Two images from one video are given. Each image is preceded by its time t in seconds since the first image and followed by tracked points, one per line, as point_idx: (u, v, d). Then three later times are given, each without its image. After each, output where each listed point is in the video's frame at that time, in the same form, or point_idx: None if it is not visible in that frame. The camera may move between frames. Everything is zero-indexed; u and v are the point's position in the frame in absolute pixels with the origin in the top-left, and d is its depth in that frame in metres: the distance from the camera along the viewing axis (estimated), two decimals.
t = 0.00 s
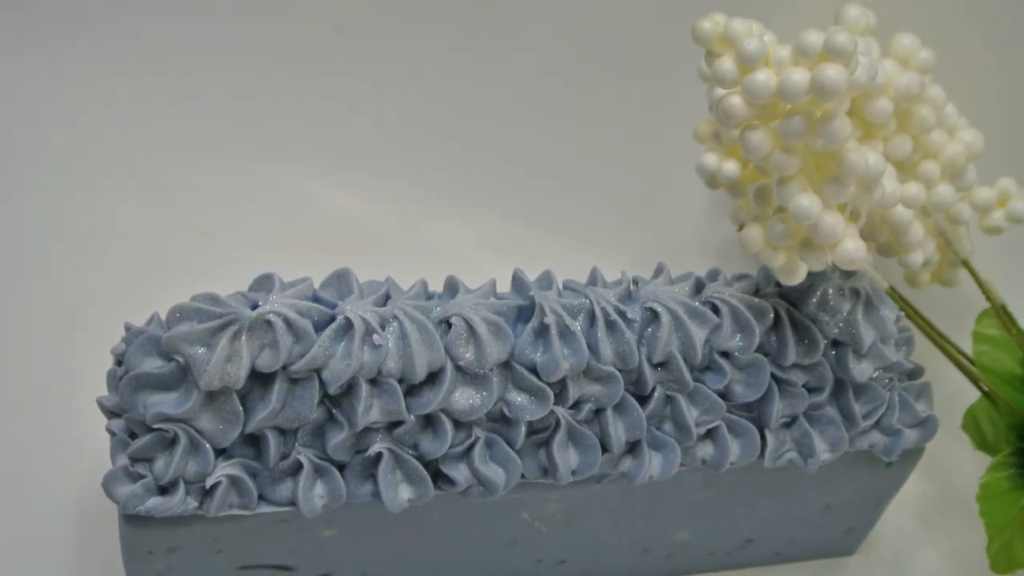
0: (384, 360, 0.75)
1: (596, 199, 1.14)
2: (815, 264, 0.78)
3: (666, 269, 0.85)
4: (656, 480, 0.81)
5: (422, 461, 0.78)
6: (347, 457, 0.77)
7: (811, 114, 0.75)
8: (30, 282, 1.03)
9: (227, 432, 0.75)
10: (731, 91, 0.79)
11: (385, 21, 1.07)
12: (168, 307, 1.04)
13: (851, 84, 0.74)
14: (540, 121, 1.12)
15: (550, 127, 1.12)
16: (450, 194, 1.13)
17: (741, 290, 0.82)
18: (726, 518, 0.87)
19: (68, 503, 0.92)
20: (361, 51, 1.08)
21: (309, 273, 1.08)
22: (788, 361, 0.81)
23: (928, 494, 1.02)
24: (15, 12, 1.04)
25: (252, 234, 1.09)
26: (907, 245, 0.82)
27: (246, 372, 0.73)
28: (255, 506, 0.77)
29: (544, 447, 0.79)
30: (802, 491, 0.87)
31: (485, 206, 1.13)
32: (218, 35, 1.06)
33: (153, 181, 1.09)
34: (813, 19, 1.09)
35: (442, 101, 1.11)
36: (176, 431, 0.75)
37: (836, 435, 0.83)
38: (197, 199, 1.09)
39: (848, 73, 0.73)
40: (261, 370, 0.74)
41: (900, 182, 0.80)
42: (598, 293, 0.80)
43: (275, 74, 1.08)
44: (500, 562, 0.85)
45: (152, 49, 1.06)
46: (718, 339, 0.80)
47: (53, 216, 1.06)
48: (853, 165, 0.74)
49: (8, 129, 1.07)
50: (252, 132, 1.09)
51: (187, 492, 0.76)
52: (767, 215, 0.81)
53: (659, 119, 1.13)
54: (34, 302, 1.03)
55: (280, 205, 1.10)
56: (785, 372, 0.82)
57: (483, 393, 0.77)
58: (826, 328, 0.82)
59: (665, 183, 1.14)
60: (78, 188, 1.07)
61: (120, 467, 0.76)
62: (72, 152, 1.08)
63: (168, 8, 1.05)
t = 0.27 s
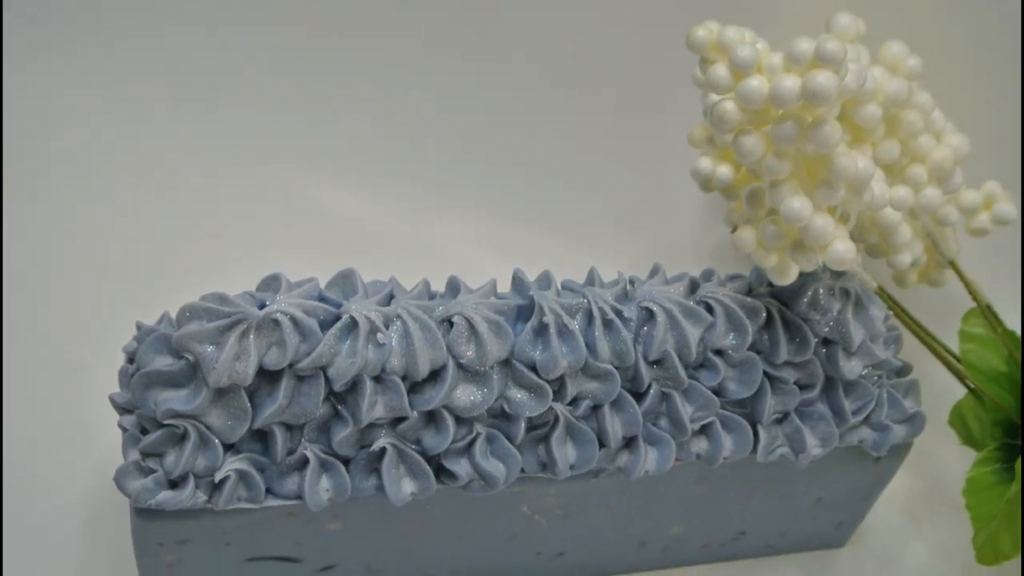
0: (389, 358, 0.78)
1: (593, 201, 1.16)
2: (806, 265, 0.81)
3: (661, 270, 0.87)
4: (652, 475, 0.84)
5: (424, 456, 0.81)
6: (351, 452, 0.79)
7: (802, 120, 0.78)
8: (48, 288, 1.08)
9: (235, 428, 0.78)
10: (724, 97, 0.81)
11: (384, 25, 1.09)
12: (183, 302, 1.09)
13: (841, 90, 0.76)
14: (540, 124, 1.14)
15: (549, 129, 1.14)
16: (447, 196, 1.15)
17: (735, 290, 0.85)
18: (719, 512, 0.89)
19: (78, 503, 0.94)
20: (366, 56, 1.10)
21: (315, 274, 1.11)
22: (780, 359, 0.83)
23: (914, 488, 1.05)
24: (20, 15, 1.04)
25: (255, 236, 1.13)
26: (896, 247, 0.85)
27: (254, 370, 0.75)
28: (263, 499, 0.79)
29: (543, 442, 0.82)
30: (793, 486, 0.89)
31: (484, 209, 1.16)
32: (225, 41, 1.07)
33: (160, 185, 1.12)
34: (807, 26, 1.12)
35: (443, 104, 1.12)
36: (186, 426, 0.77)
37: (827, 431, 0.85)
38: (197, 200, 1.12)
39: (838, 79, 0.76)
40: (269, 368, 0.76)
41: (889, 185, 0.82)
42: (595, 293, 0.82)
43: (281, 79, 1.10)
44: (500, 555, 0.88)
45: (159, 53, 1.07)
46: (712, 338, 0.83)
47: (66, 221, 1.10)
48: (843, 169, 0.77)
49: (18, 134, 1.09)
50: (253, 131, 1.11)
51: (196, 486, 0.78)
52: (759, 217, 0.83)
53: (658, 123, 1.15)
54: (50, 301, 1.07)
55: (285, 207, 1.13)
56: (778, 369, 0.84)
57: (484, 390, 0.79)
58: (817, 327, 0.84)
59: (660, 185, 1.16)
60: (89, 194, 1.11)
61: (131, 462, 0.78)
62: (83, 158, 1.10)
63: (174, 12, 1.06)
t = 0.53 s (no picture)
0: (392, 355, 0.80)
1: (591, 202, 1.17)
2: (797, 265, 0.83)
3: (656, 271, 0.90)
4: (648, 469, 0.86)
5: (427, 451, 0.83)
6: (356, 447, 0.82)
7: (793, 125, 0.80)
8: (57, 293, 1.05)
9: (244, 423, 0.80)
10: (718, 103, 0.84)
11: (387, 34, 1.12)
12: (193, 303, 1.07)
13: (831, 96, 0.79)
14: (540, 129, 1.16)
15: (548, 131, 1.16)
16: (444, 197, 1.14)
17: (729, 290, 0.88)
18: (712, 506, 0.92)
19: (91, 496, 0.98)
20: (371, 63, 1.12)
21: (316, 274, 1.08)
22: (772, 357, 0.86)
23: (903, 483, 1.07)
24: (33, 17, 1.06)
25: (256, 238, 1.10)
26: (884, 248, 0.87)
27: (261, 367, 0.78)
28: (270, 493, 0.82)
29: (542, 438, 0.84)
30: (786, 481, 0.92)
31: (487, 209, 1.15)
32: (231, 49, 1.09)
33: (164, 186, 1.09)
34: (798, 37, 1.17)
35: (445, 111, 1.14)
36: (196, 422, 0.79)
37: (817, 426, 0.88)
38: (197, 199, 1.09)
39: (828, 86, 0.78)
40: (276, 365, 0.79)
41: (877, 189, 0.85)
42: (592, 292, 0.85)
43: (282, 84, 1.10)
44: (500, 547, 0.90)
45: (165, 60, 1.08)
46: (706, 336, 0.85)
47: (73, 225, 1.07)
48: (833, 172, 0.79)
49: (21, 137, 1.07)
50: (258, 135, 1.10)
51: (206, 480, 0.81)
52: (752, 219, 0.86)
53: (654, 128, 1.18)
54: (59, 304, 1.05)
55: (288, 208, 1.11)
56: (770, 367, 0.87)
57: (484, 386, 0.82)
58: (808, 326, 0.87)
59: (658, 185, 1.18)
60: (95, 199, 1.08)
61: (143, 456, 0.80)
62: (87, 163, 1.08)
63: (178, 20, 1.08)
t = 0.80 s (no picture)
0: (396, 353, 0.83)
1: (590, 204, 1.19)
2: (788, 266, 0.86)
3: (652, 271, 0.93)
4: (643, 464, 0.89)
5: (430, 446, 0.86)
6: (361, 442, 0.84)
7: (785, 130, 0.83)
8: (70, 301, 1.05)
9: (252, 419, 0.83)
10: (712, 109, 0.86)
11: (389, 37, 1.12)
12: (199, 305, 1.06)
13: (822, 102, 0.81)
14: (540, 133, 1.17)
15: (548, 135, 1.17)
16: (440, 197, 1.14)
17: (721, 290, 0.91)
18: (706, 499, 0.94)
19: (105, 489, 1.00)
20: (374, 67, 1.12)
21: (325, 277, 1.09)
22: (764, 355, 0.89)
23: (891, 477, 1.09)
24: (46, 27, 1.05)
25: (266, 241, 1.09)
26: (872, 249, 0.90)
27: (270, 364, 0.81)
28: (278, 487, 0.84)
29: (541, 433, 0.87)
30: (777, 476, 0.95)
31: (490, 211, 1.16)
32: (233, 51, 1.08)
33: (174, 193, 1.07)
34: (791, 45, 1.21)
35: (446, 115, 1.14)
36: (206, 418, 0.82)
37: (807, 422, 0.91)
38: (204, 204, 1.08)
39: (819, 92, 0.81)
40: (284, 363, 0.82)
41: (866, 191, 0.88)
42: (590, 292, 0.88)
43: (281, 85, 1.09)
44: (500, 539, 0.93)
45: (171, 63, 1.07)
46: (700, 334, 0.88)
47: (85, 232, 1.06)
48: (823, 176, 0.82)
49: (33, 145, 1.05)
50: (259, 136, 1.08)
51: (215, 474, 0.83)
52: (745, 221, 0.88)
53: (652, 131, 1.21)
54: (69, 310, 1.05)
55: (294, 211, 1.09)
56: (761, 364, 0.90)
57: (486, 383, 0.85)
58: (798, 324, 0.90)
59: (653, 187, 1.21)
60: (109, 207, 1.07)
61: (154, 451, 0.83)
62: (101, 171, 1.07)
63: (177, 21, 1.07)
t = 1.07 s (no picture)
0: (400, 351, 0.86)
1: (582, 208, 1.23)
2: (779, 267, 0.89)
3: (648, 272, 0.96)
4: (639, 458, 0.92)
5: (432, 441, 0.89)
6: (366, 437, 0.87)
7: (776, 135, 0.85)
8: (92, 297, 1.14)
9: (261, 415, 0.85)
10: (705, 114, 0.89)
11: (390, 40, 1.19)
12: (212, 300, 1.14)
13: (812, 108, 0.84)
14: (532, 137, 1.23)
15: (542, 140, 1.23)
16: (445, 203, 1.21)
17: (715, 289, 0.94)
18: (700, 490, 0.97)
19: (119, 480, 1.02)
20: (377, 76, 1.20)
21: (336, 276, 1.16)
22: (755, 352, 0.92)
23: (877, 468, 1.15)
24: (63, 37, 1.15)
25: (279, 242, 1.18)
26: (861, 250, 0.93)
27: (277, 362, 0.83)
28: (286, 480, 0.87)
29: (540, 429, 0.90)
30: (767, 468, 0.98)
31: (485, 213, 1.22)
32: (240, 58, 1.17)
33: (188, 197, 1.17)
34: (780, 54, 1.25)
35: (442, 117, 1.21)
36: (216, 414, 0.85)
37: (797, 417, 0.94)
38: (214, 206, 1.18)
39: (809, 98, 0.83)
40: (291, 360, 0.84)
41: (854, 195, 0.91)
42: (587, 292, 0.91)
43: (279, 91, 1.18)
44: (499, 531, 0.95)
45: (173, 71, 1.17)
46: (694, 333, 0.91)
47: (108, 235, 1.16)
48: (814, 180, 0.84)
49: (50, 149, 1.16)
50: (267, 140, 1.19)
51: (225, 468, 0.86)
52: (737, 223, 0.91)
53: (647, 135, 1.24)
54: (94, 301, 1.15)
55: (300, 214, 1.19)
56: (753, 362, 0.94)
57: (487, 380, 0.87)
58: (789, 322, 0.93)
59: (642, 191, 1.24)
60: (124, 205, 1.17)
61: (166, 445, 0.86)
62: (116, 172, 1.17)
63: (182, 32, 1.17)
